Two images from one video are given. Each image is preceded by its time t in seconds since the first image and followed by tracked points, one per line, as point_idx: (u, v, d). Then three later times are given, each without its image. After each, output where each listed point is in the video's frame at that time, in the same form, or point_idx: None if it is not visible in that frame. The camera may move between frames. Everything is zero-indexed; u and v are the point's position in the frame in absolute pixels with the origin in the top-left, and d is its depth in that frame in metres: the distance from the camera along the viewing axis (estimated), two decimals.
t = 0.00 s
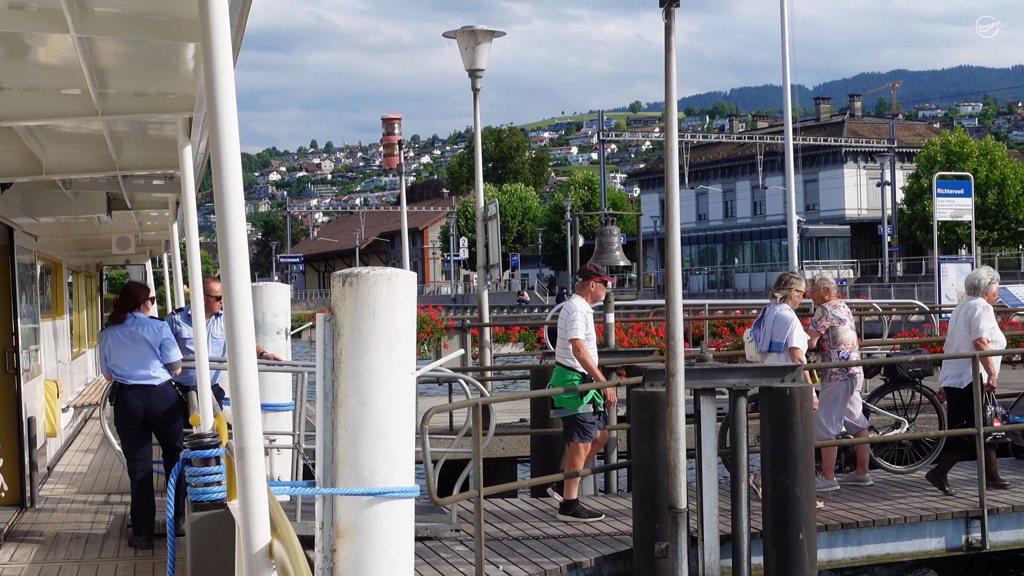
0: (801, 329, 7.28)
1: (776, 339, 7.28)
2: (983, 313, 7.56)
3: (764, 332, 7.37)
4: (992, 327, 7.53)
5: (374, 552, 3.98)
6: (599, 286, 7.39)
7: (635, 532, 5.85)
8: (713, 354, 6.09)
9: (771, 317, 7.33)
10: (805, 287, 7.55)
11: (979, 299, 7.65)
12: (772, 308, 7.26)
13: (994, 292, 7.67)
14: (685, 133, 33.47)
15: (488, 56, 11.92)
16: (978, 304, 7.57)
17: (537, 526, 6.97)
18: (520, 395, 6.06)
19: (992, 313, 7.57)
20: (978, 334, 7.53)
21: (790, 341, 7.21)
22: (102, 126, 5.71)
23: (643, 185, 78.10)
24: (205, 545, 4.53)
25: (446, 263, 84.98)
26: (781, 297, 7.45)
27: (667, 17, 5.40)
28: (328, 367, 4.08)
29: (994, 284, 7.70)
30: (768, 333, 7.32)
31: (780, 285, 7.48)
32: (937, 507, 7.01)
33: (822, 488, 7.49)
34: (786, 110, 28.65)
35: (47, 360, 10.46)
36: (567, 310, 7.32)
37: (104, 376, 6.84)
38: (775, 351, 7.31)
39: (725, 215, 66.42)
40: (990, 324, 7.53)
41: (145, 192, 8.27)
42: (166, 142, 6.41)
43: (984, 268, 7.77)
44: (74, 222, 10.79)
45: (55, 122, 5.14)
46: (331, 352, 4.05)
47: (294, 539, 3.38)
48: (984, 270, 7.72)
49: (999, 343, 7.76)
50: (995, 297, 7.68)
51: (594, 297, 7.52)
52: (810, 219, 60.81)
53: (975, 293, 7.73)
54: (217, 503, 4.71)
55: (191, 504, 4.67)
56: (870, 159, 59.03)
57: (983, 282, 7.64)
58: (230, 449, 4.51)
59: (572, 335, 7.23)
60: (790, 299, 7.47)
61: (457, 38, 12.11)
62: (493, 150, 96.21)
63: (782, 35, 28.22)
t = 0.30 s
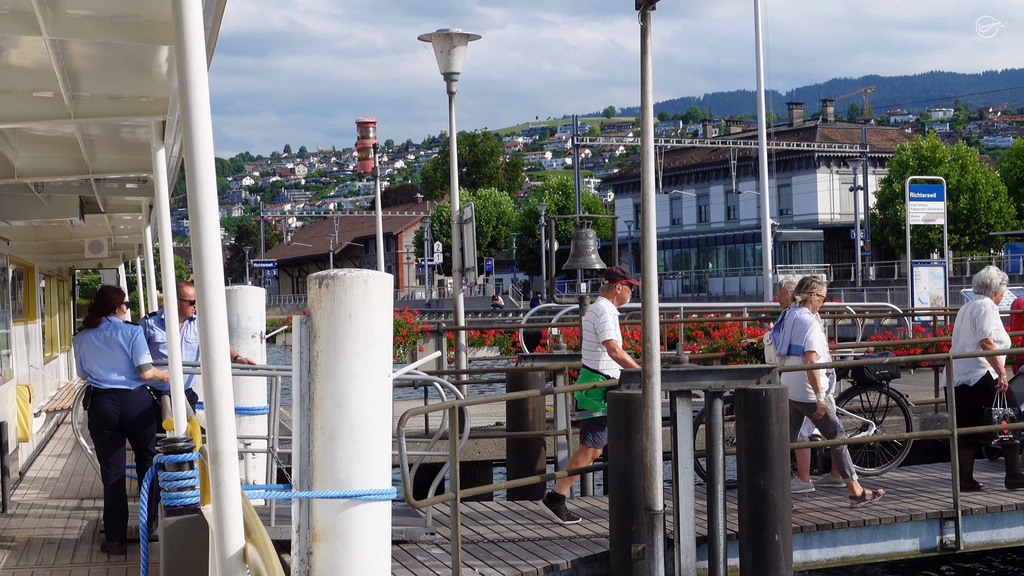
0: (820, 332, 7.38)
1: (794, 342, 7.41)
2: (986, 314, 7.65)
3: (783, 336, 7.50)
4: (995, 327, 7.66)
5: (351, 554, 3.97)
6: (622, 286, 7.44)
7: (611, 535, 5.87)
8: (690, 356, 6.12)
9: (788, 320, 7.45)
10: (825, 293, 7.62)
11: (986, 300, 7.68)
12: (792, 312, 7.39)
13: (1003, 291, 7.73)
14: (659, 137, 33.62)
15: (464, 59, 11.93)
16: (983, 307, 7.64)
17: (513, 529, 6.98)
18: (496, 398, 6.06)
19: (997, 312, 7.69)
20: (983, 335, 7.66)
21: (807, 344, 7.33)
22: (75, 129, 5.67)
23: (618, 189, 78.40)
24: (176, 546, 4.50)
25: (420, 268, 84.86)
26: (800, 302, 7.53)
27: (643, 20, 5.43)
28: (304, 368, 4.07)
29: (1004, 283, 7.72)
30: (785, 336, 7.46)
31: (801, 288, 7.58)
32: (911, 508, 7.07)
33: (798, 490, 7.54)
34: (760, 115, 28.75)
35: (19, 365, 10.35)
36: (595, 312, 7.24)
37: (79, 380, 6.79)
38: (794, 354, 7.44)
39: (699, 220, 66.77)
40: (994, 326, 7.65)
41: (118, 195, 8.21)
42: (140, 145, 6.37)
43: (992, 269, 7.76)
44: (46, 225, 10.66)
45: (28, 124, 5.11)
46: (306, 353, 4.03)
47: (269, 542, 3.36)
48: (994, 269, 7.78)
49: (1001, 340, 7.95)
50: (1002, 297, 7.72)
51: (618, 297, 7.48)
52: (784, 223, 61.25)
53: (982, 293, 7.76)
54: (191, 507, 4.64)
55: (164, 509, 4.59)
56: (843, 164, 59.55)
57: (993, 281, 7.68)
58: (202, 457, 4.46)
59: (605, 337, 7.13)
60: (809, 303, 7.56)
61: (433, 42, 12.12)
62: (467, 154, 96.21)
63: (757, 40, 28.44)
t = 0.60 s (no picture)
0: (839, 328, 7.51)
1: (816, 339, 7.56)
2: (997, 318, 7.70)
3: (802, 332, 7.65)
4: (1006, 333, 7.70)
5: (327, 555, 3.96)
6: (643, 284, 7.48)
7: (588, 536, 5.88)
8: (667, 357, 6.15)
9: (810, 316, 7.57)
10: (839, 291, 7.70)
11: (997, 303, 7.75)
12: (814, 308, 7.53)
13: (1014, 294, 7.78)
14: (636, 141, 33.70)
15: (442, 61, 11.93)
16: (993, 311, 7.71)
17: (490, 530, 6.98)
18: (473, 400, 6.06)
19: (1008, 318, 7.72)
20: (992, 341, 7.71)
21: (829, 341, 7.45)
22: (49, 128, 5.62)
23: (595, 193, 78.58)
24: (151, 555, 4.41)
25: (397, 270, 84.70)
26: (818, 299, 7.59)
27: (621, 22, 5.45)
28: (281, 368, 4.05)
29: (1015, 287, 7.76)
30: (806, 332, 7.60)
31: (819, 284, 7.59)
32: (887, 511, 7.12)
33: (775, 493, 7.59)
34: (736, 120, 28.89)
35: None
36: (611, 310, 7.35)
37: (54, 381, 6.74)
38: (813, 350, 7.60)
39: (676, 223, 67.05)
40: (1005, 331, 7.69)
41: (93, 196, 8.15)
42: (116, 145, 6.32)
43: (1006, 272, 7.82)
44: (19, 225, 10.55)
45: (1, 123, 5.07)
46: (284, 353, 4.02)
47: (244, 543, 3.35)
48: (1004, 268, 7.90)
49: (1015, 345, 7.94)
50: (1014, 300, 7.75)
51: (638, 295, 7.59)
52: (759, 227, 61.62)
53: (995, 296, 7.83)
54: (164, 508, 4.58)
55: (138, 510, 4.53)
56: (819, 168, 59.91)
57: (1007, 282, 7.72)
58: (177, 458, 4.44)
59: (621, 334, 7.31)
60: (827, 300, 7.62)
61: (412, 43, 12.10)
62: (444, 157, 96.16)
63: (734, 45, 28.61)
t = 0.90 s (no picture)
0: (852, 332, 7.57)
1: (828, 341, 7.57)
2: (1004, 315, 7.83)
3: (816, 334, 7.64)
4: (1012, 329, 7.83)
5: (300, 556, 3.95)
6: (665, 283, 7.68)
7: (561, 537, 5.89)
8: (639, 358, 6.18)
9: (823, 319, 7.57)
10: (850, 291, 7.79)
11: (1003, 300, 7.85)
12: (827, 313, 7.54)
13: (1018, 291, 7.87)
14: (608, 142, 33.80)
15: (415, 61, 11.92)
16: (1000, 308, 7.83)
17: (463, 531, 6.98)
18: (446, 401, 6.06)
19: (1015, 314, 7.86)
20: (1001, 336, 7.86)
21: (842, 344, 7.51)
22: (17, 126, 5.56)
23: (568, 195, 78.76)
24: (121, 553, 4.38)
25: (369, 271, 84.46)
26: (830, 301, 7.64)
27: (594, 23, 5.48)
28: (252, 369, 4.03)
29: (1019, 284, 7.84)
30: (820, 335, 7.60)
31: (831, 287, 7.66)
32: (857, 511, 7.19)
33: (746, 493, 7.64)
34: (708, 122, 29.07)
35: None
36: (635, 309, 7.56)
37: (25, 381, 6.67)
38: (826, 353, 7.61)
39: (648, 225, 67.33)
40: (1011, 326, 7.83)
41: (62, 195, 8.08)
42: (85, 144, 6.27)
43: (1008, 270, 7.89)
44: None
45: None
46: (256, 354, 4.00)
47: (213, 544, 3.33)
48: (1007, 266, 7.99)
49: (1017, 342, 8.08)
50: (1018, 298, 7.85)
51: (660, 294, 7.77)
52: (730, 229, 62.00)
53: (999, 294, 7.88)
54: (134, 510, 4.53)
55: (108, 513, 4.47)
56: (790, 171, 60.37)
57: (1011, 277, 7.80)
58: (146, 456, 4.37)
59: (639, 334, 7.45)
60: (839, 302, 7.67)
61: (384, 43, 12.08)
62: (416, 158, 96.02)
63: (706, 47, 28.78)
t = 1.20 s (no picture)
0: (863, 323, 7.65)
1: (840, 332, 7.64)
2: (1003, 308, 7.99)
3: (827, 327, 7.71)
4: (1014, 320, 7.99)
5: (276, 557, 3.93)
6: (681, 278, 7.55)
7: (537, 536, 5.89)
8: (615, 356, 6.20)
9: (835, 311, 7.66)
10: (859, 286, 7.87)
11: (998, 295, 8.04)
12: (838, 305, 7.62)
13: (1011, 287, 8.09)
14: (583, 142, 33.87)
15: (389, 61, 11.89)
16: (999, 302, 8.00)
17: (439, 531, 6.97)
18: (422, 401, 6.05)
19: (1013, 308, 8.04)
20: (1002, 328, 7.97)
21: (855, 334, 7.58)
22: None
23: (544, 194, 78.80)
24: (97, 552, 4.39)
25: (344, 271, 84.15)
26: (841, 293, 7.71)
27: (570, 22, 5.49)
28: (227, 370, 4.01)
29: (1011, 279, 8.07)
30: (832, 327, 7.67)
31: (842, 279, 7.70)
32: (833, 508, 7.26)
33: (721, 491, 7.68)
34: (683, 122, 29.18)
35: None
36: (654, 303, 7.42)
37: None
38: (838, 344, 7.68)
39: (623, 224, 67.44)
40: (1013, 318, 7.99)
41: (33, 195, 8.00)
42: (57, 143, 6.21)
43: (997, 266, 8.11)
44: None
45: None
46: (231, 355, 3.98)
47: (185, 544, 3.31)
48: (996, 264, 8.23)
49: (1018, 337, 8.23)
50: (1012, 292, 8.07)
51: (675, 290, 7.62)
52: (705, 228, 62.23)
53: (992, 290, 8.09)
54: (107, 511, 4.47)
55: (80, 513, 4.41)
56: (764, 170, 60.67)
57: (1002, 272, 8.03)
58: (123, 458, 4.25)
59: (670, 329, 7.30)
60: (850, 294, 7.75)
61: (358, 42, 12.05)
62: (391, 157, 95.74)
63: (681, 47, 28.88)
